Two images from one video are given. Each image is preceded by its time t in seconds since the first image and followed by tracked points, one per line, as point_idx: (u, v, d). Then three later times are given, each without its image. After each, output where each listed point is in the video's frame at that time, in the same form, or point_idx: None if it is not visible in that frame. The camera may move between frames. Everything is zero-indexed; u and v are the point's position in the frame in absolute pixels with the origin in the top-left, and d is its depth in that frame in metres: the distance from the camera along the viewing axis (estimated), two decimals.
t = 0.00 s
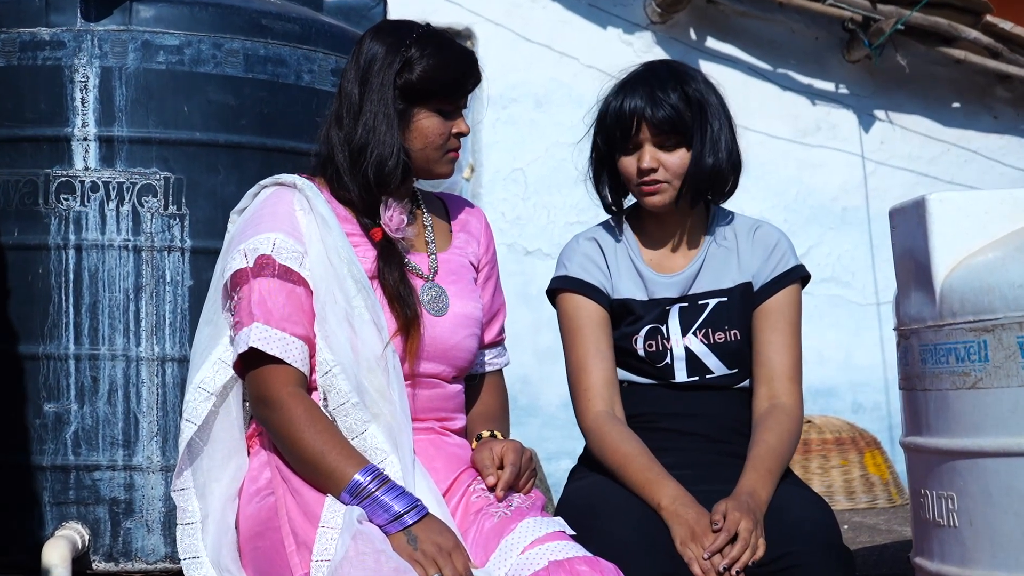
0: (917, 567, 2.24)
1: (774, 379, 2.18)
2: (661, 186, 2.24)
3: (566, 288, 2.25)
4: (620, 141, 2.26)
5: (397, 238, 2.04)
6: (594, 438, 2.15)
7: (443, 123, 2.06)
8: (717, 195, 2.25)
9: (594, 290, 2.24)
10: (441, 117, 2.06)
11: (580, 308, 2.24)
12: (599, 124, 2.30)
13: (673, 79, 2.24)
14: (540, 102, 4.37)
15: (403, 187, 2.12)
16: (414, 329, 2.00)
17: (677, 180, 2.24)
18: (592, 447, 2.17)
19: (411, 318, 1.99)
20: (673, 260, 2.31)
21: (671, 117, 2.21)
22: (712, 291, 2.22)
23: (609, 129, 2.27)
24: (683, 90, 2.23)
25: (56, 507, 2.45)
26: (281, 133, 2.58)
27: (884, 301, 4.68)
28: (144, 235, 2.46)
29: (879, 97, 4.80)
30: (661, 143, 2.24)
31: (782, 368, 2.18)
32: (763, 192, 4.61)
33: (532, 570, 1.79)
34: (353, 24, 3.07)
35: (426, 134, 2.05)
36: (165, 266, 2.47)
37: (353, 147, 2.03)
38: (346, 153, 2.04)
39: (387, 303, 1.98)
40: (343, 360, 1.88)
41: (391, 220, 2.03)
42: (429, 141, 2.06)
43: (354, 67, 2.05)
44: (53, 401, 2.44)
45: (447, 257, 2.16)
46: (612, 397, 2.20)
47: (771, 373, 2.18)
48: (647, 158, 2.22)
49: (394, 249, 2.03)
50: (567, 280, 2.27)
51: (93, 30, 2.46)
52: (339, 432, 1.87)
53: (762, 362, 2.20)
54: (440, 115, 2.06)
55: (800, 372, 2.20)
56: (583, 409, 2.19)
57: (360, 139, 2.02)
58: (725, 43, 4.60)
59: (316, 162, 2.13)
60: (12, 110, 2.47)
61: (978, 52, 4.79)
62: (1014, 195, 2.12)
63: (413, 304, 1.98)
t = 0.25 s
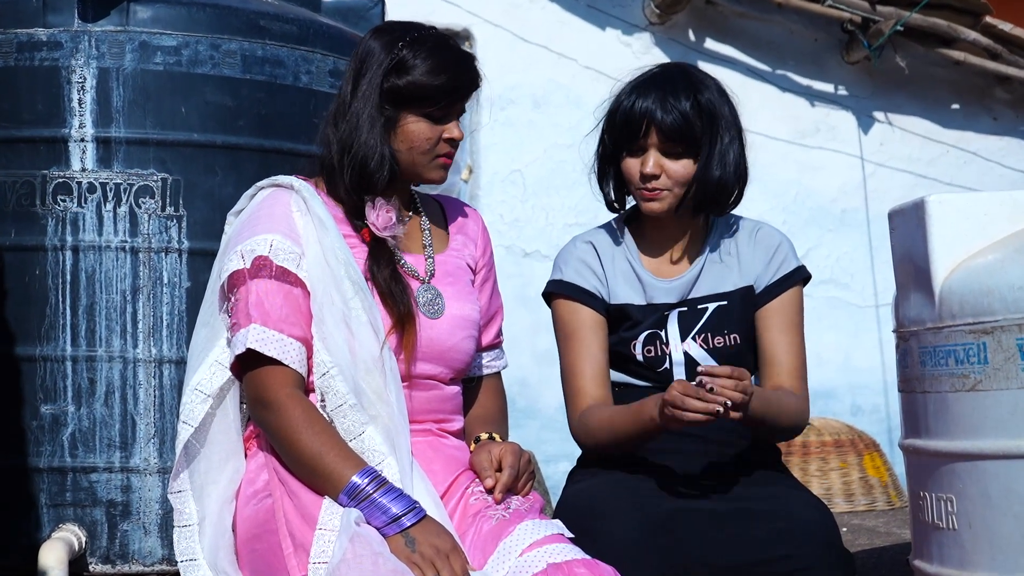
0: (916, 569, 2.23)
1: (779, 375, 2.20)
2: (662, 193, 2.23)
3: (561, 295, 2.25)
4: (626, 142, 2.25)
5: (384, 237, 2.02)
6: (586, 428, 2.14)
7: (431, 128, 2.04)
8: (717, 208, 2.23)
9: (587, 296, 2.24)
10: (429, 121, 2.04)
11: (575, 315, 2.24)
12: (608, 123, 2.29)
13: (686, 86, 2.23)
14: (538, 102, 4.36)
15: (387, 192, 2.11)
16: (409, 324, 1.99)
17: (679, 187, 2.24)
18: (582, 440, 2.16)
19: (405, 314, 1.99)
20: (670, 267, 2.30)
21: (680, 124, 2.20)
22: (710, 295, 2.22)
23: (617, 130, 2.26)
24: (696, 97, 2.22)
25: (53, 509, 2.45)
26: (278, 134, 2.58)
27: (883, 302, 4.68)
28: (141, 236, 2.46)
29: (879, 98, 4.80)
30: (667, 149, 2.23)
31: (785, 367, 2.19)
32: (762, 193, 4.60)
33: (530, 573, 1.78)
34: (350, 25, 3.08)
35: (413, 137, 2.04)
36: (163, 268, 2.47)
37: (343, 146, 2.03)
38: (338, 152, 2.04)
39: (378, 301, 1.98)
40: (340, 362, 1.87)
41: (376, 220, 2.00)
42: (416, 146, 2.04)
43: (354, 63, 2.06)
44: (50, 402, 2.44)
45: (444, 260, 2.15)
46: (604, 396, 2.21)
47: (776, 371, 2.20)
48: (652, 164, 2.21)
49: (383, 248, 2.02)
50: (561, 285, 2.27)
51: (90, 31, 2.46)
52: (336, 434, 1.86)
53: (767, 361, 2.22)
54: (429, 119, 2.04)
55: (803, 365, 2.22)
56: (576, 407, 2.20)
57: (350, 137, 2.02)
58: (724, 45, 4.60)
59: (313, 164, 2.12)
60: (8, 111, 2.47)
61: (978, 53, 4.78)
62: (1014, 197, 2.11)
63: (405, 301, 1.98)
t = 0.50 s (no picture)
0: (917, 572, 2.22)
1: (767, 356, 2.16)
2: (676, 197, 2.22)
3: (565, 276, 2.23)
4: (637, 140, 2.24)
5: (372, 235, 2.00)
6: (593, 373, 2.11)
7: (421, 129, 2.01)
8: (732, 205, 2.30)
9: (594, 277, 2.23)
10: (419, 122, 2.01)
11: (580, 297, 2.22)
12: (619, 121, 2.26)
13: (699, 86, 2.21)
14: (536, 103, 4.35)
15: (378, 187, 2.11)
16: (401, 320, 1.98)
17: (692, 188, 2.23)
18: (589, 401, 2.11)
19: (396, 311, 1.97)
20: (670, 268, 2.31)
21: (695, 122, 2.19)
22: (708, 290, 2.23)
23: (629, 129, 2.23)
24: (710, 98, 2.21)
25: (49, 513, 2.44)
26: (275, 136, 2.57)
27: (883, 304, 4.67)
28: (137, 239, 2.45)
29: (878, 99, 4.79)
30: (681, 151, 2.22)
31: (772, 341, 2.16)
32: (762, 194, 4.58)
33: None
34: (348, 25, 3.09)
35: (402, 138, 2.02)
36: (158, 270, 2.46)
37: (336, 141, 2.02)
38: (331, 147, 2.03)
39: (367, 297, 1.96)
40: (338, 364, 1.85)
41: (366, 218, 1.99)
42: (404, 149, 2.02)
43: (360, 58, 2.04)
44: (45, 406, 2.43)
45: (442, 263, 2.14)
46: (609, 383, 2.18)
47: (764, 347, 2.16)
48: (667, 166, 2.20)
49: (372, 246, 2.01)
50: (566, 269, 2.25)
51: (86, 32, 2.45)
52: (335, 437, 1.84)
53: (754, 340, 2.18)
54: (417, 120, 2.01)
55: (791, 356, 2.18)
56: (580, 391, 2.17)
57: (342, 137, 2.01)
58: (722, 45, 4.59)
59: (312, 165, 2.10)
60: (4, 113, 2.46)
61: (978, 54, 4.77)
62: (1014, 198, 2.10)
63: (395, 297, 1.96)
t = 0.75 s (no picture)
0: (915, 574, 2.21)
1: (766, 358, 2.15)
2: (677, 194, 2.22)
3: (562, 278, 2.23)
4: (637, 138, 2.23)
5: (369, 230, 2.00)
6: (592, 369, 2.10)
7: (413, 122, 2.00)
8: (735, 203, 2.31)
9: (590, 276, 2.23)
10: (411, 114, 2.00)
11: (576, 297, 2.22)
12: (619, 118, 2.25)
13: (699, 83, 2.20)
14: (533, 103, 4.34)
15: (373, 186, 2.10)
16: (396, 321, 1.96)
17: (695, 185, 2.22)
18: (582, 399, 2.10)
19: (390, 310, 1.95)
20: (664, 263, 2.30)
21: (696, 119, 2.19)
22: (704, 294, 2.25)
23: (630, 127, 2.23)
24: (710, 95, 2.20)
25: (43, 514, 2.43)
26: (271, 135, 2.56)
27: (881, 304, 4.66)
28: (132, 239, 2.45)
29: (877, 98, 4.78)
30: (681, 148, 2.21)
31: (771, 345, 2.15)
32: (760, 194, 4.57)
33: None
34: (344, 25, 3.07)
35: (394, 131, 2.00)
36: (154, 270, 2.46)
37: (333, 137, 2.01)
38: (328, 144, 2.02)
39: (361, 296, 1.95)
40: (334, 364, 1.84)
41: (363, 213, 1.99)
42: (395, 141, 2.01)
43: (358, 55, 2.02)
44: (40, 407, 2.42)
45: (440, 265, 2.13)
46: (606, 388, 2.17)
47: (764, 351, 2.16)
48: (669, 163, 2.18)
49: (370, 244, 2.00)
50: (564, 269, 2.25)
51: (81, 31, 2.44)
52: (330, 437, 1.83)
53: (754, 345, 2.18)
54: (412, 113, 2.01)
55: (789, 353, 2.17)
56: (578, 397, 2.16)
57: (336, 134, 2.01)
58: (720, 45, 4.59)
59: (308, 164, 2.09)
60: None
61: (977, 53, 4.76)
62: (1013, 198, 2.09)
63: (388, 295, 1.94)
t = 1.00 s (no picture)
0: (912, 572, 2.21)
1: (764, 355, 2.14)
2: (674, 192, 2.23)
3: (562, 275, 2.23)
4: (636, 136, 2.23)
5: (368, 232, 2.00)
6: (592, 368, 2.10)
7: (410, 122, 2.00)
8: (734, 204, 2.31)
9: (589, 276, 2.23)
10: (408, 114, 2.01)
11: (575, 294, 2.22)
12: (618, 114, 2.24)
13: (698, 80, 2.19)
14: (531, 102, 4.34)
15: (371, 184, 2.10)
16: (398, 323, 1.96)
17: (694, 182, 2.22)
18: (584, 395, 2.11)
19: (392, 310, 1.96)
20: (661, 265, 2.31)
21: (695, 117, 2.18)
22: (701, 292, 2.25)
23: (628, 124, 2.22)
24: (708, 92, 2.19)
25: (40, 514, 2.43)
26: (267, 134, 2.56)
27: (879, 303, 4.67)
28: (129, 238, 2.45)
29: (874, 97, 4.78)
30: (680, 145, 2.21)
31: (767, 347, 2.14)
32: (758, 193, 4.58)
33: None
34: (341, 24, 3.07)
35: (393, 133, 2.01)
36: (151, 269, 2.46)
37: (328, 141, 2.02)
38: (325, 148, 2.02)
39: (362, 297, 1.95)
40: (335, 362, 1.84)
41: (362, 216, 1.99)
42: (393, 141, 2.01)
43: (353, 55, 2.01)
44: (37, 406, 2.42)
45: (440, 265, 2.13)
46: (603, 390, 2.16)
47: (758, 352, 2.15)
48: (667, 160, 2.19)
49: (370, 244, 2.01)
50: (563, 268, 2.25)
51: (78, 30, 2.44)
52: (330, 436, 1.83)
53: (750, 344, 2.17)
54: (406, 113, 2.01)
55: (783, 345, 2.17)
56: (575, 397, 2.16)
57: (331, 137, 2.02)
58: (717, 44, 4.59)
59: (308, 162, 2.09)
60: None
61: (974, 52, 4.76)
62: (1009, 197, 2.09)
63: (389, 295, 1.95)
